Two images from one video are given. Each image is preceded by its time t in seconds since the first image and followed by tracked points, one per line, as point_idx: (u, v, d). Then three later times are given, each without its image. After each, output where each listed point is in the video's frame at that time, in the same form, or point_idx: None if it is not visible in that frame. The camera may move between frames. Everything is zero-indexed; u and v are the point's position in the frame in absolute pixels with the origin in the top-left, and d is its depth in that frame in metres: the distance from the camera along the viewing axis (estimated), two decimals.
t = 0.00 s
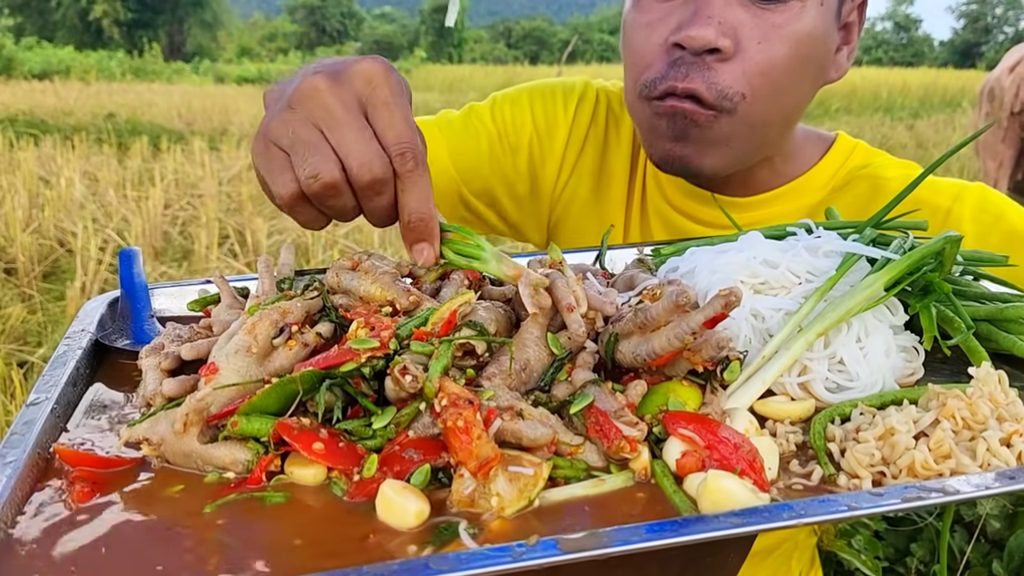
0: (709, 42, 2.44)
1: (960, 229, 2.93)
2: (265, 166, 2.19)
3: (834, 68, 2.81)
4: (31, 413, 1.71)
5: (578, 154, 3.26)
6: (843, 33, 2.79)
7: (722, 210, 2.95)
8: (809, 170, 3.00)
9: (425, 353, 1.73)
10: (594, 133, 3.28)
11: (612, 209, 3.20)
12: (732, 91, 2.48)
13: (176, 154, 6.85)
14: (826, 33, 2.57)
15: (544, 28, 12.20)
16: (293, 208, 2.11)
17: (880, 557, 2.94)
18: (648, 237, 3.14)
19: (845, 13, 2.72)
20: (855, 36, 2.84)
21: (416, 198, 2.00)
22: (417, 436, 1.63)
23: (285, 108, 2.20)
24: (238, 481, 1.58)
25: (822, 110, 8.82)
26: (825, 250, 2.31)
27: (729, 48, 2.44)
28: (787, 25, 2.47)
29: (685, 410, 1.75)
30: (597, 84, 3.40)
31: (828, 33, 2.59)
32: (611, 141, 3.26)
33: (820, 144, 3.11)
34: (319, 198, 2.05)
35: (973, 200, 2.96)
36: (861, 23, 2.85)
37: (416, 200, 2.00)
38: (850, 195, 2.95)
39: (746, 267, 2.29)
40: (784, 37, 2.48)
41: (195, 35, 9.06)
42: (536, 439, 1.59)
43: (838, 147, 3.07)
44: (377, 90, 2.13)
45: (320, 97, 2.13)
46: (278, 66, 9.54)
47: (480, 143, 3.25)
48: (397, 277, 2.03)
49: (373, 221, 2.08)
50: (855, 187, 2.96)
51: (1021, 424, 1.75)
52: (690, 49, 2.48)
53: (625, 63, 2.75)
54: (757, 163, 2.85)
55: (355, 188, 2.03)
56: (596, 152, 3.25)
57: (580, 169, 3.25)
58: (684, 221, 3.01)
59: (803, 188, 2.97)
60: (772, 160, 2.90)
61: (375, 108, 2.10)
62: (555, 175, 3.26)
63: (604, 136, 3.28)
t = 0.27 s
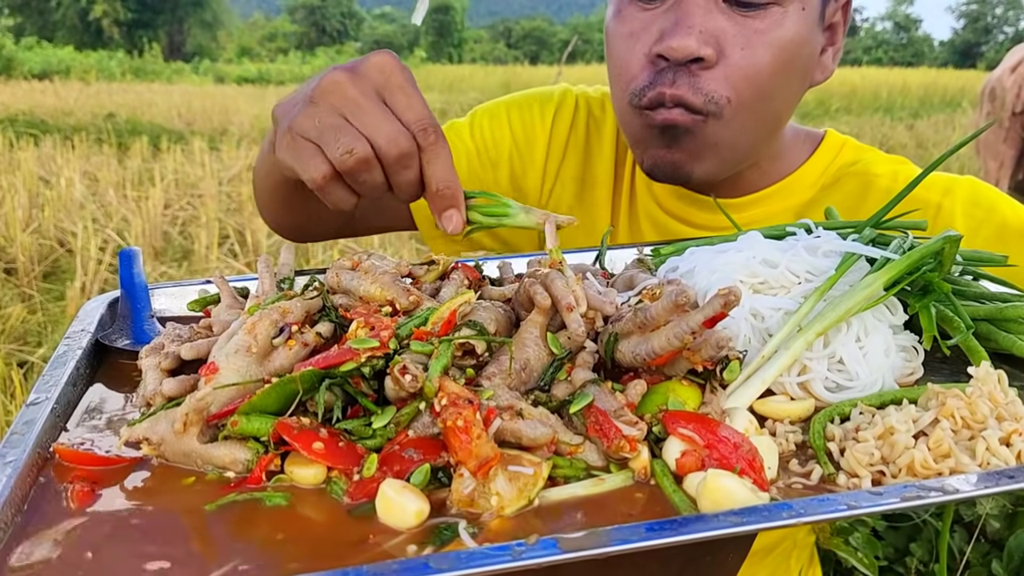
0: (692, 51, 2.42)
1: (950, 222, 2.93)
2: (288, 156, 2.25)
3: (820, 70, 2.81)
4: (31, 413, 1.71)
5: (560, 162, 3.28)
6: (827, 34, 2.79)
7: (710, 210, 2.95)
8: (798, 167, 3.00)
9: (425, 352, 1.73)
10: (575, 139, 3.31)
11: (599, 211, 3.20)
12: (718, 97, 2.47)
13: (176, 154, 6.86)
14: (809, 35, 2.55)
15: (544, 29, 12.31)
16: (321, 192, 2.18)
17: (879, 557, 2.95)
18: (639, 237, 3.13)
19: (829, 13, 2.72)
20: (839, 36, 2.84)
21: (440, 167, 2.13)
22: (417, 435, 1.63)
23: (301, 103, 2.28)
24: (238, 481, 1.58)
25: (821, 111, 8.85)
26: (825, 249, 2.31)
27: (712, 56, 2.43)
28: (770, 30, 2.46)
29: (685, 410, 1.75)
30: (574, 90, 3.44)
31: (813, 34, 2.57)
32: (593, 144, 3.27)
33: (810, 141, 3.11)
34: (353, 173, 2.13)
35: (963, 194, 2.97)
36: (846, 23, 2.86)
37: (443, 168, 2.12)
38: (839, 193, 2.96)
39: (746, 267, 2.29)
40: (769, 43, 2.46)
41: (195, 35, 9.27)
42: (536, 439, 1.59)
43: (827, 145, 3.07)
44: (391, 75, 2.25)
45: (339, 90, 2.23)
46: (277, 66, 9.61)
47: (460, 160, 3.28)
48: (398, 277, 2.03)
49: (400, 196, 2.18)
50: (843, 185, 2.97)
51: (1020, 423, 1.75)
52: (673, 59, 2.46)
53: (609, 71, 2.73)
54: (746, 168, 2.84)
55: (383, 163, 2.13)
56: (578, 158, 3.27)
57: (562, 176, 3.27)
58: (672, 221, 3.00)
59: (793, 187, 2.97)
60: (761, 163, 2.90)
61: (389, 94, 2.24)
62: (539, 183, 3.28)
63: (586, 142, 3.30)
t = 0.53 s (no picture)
0: (681, 70, 2.42)
1: (950, 221, 2.94)
2: (362, 168, 2.40)
3: (813, 75, 2.81)
4: (31, 413, 1.71)
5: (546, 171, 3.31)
6: (820, 38, 2.80)
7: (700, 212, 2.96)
8: (795, 167, 2.99)
9: (425, 353, 1.73)
10: (558, 148, 3.34)
11: (589, 214, 3.21)
12: (711, 112, 2.48)
13: (176, 154, 6.87)
14: (801, 45, 2.55)
15: (544, 29, 12.33)
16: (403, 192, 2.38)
17: (879, 557, 2.95)
18: (633, 237, 3.11)
19: (821, 18, 2.71)
20: (832, 40, 2.85)
21: (506, 154, 2.37)
22: (417, 435, 1.63)
23: (365, 117, 2.42)
24: (238, 481, 1.58)
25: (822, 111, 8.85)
26: (825, 250, 2.31)
27: (702, 73, 2.43)
28: (760, 44, 2.46)
29: (685, 410, 1.75)
30: (556, 98, 3.47)
31: (804, 42, 2.57)
32: (577, 148, 3.28)
33: (808, 141, 3.10)
34: (437, 171, 2.33)
35: (962, 194, 2.98)
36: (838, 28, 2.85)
37: (509, 155, 2.37)
38: (838, 192, 2.97)
39: (746, 267, 2.29)
40: (759, 57, 2.46)
41: (196, 35, 9.24)
42: (536, 439, 1.59)
43: (824, 144, 3.08)
44: (445, 82, 2.41)
45: (401, 102, 2.38)
46: (278, 66, 9.76)
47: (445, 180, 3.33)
48: (397, 277, 2.03)
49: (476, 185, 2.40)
50: (842, 184, 2.98)
51: (1020, 423, 1.75)
52: (661, 78, 2.46)
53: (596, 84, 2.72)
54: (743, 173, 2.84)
55: (458, 157, 2.33)
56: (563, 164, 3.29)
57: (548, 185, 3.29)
58: (663, 223, 3.01)
59: (792, 187, 2.97)
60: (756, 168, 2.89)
61: (444, 99, 2.42)
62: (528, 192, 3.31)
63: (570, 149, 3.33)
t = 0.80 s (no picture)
0: (680, 61, 2.41)
1: (951, 221, 2.94)
2: (417, 158, 2.48)
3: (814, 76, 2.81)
4: (31, 413, 1.71)
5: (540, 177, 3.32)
6: (822, 41, 2.79)
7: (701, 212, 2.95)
8: (796, 168, 3.00)
9: (425, 352, 1.73)
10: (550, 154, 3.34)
11: (585, 219, 3.22)
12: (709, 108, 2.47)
13: (176, 154, 6.88)
14: (802, 44, 2.54)
15: (544, 29, 12.34)
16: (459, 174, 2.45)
17: (879, 557, 2.95)
18: (630, 237, 3.12)
19: (824, 21, 2.72)
20: (835, 45, 2.84)
21: (553, 130, 2.45)
22: (417, 435, 1.63)
23: (412, 112, 2.52)
24: (238, 481, 1.58)
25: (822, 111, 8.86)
26: (825, 250, 2.31)
27: (702, 66, 2.42)
28: (762, 40, 2.44)
29: (685, 410, 1.75)
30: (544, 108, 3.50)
31: (805, 43, 2.56)
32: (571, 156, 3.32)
33: (808, 141, 3.10)
34: (493, 150, 2.42)
35: (962, 193, 2.98)
36: (840, 30, 2.86)
37: (555, 133, 2.45)
38: (837, 192, 2.96)
39: (746, 267, 2.29)
40: (759, 52, 2.44)
41: (195, 35, 9.33)
42: (536, 439, 1.59)
43: (824, 144, 3.08)
44: (484, 71, 2.52)
45: (448, 94, 2.49)
46: (278, 66, 9.73)
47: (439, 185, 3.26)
48: (397, 277, 2.03)
49: (528, 164, 2.49)
50: (841, 185, 2.97)
51: (1021, 423, 1.75)
52: (660, 67, 2.45)
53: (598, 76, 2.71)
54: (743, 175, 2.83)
55: (512, 135, 2.43)
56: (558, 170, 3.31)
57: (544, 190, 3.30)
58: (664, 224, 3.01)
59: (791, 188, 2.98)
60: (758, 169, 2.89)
61: (484, 87, 2.52)
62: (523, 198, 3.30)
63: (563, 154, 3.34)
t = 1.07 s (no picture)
0: (654, 64, 2.41)
1: (947, 215, 2.94)
2: (477, 158, 2.70)
3: (802, 92, 2.82)
4: (31, 413, 1.71)
5: (538, 186, 3.34)
6: (815, 55, 2.78)
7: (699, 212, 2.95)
8: (788, 164, 3.00)
9: (425, 352, 1.73)
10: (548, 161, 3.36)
11: (583, 223, 3.22)
12: (676, 113, 2.46)
13: (176, 154, 6.88)
14: (783, 58, 2.53)
15: (544, 29, 12.34)
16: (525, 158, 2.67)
17: (879, 557, 2.96)
18: (629, 238, 3.10)
19: (817, 34, 2.71)
20: (828, 59, 2.83)
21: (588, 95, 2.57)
22: (417, 435, 1.63)
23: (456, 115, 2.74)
24: (238, 481, 1.58)
25: (822, 111, 8.88)
26: (825, 250, 2.31)
27: (675, 71, 2.42)
28: (735, 49, 2.44)
29: (685, 409, 1.75)
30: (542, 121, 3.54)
31: (788, 57, 2.56)
32: (569, 164, 3.34)
33: (802, 139, 3.09)
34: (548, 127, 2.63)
35: (957, 188, 2.99)
36: (836, 45, 2.85)
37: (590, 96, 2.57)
38: (833, 189, 2.96)
39: (746, 267, 2.29)
40: (729, 62, 2.44)
41: (195, 35, 9.29)
42: (536, 439, 1.59)
43: (819, 141, 3.08)
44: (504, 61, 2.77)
45: (486, 92, 2.73)
46: (278, 67, 9.74)
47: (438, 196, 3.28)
48: (397, 277, 2.03)
49: (578, 131, 2.64)
50: (836, 182, 2.97)
51: (1021, 424, 1.75)
52: (637, 68, 2.46)
53: (587, 73, 2.74)
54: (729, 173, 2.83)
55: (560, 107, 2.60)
56: (555, 178, 3.33)
57: (542, 197, 3.31)
58: (663, 225, 3.00)
59: (785, 184, 2.98)
60: (748, 169, 2.94)
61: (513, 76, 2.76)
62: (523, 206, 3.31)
63: (561, 164, 3.37)
